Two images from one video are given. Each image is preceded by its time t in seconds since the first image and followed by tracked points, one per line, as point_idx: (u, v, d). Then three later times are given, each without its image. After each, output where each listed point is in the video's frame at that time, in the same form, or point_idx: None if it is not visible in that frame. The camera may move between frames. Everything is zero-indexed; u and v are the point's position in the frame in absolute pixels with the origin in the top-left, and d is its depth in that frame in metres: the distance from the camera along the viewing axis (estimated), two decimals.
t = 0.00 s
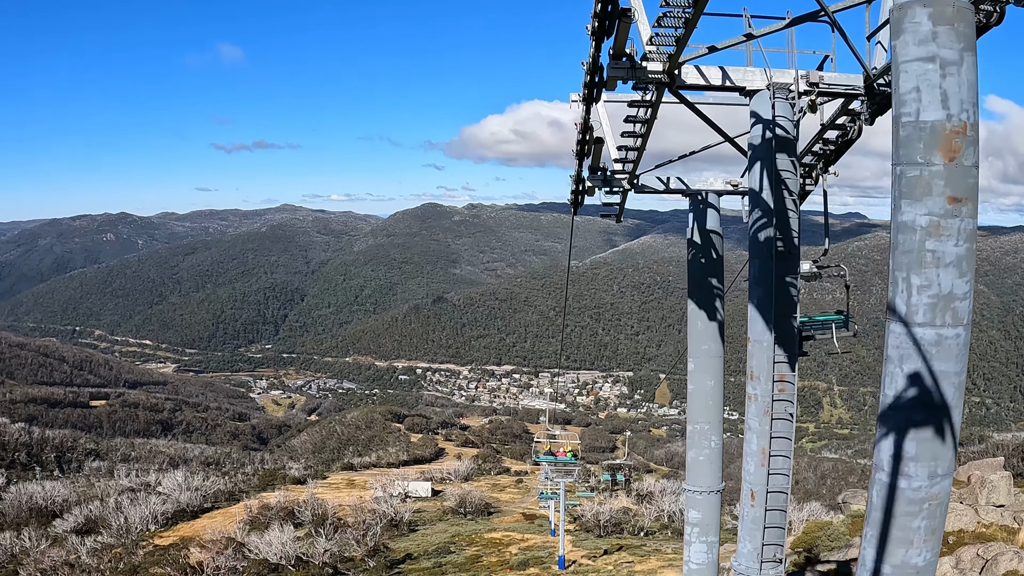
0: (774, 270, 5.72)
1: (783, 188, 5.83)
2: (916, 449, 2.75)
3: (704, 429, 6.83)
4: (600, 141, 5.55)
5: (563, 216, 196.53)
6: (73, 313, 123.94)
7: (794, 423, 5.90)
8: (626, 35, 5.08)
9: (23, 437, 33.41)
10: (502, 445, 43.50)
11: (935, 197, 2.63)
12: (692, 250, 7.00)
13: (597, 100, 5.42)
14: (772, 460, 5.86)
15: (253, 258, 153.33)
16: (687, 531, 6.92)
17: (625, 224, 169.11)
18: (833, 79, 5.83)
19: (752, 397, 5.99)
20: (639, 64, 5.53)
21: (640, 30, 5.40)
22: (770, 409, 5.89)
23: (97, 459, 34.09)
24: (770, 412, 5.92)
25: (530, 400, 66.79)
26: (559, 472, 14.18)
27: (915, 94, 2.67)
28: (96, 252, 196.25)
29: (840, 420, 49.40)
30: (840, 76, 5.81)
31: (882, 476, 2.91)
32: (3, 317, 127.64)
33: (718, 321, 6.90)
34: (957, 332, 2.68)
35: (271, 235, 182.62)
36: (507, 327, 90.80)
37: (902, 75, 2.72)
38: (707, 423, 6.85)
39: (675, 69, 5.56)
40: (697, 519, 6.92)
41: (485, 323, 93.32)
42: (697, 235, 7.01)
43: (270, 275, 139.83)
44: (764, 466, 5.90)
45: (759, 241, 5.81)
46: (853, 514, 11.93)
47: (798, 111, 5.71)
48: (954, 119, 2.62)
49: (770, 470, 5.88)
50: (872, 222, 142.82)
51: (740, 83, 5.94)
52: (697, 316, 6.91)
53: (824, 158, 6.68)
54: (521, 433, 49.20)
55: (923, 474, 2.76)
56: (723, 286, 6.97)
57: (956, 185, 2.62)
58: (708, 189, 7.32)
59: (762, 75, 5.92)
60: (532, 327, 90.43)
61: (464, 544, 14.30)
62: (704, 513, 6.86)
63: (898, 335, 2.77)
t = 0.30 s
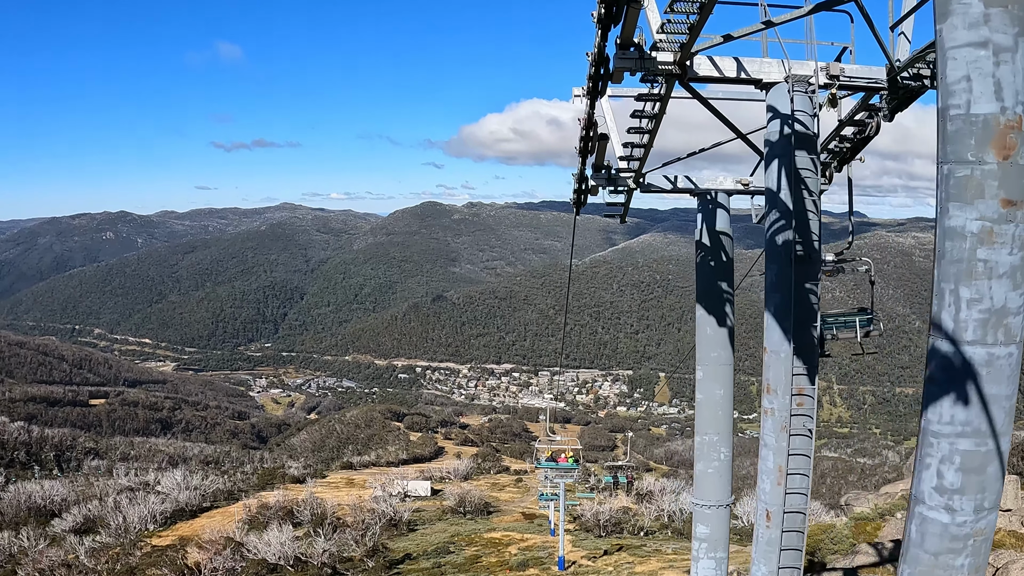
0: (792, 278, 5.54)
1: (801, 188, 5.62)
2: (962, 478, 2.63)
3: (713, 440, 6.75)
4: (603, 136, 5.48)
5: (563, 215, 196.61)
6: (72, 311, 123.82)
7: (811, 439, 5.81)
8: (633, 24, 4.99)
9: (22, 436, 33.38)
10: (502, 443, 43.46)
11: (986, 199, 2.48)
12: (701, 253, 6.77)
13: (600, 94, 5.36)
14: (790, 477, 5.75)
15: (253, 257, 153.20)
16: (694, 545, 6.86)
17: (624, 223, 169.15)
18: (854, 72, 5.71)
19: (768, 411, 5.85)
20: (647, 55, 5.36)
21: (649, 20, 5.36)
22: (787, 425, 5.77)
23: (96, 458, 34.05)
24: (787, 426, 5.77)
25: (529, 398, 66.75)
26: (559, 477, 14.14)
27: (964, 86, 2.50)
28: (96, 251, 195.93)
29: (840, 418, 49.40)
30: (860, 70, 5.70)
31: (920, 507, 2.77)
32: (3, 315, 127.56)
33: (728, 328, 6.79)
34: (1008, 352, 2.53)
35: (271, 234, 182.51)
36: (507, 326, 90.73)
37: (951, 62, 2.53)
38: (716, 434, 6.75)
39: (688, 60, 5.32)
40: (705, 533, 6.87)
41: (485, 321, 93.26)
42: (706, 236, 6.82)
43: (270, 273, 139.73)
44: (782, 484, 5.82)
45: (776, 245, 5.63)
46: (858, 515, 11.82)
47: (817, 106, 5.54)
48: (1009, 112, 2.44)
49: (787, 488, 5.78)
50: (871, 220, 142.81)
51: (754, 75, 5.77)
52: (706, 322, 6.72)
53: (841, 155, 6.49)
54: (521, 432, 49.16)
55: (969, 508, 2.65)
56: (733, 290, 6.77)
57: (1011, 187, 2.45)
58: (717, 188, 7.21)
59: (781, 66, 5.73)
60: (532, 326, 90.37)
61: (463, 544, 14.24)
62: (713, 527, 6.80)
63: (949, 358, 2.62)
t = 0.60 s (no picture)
0: (812, 281, 4.81)
1: (822, 188, 4.87)
2: (1012, 515, 2.64)
3: (722, 452, 6.37)
4: (605, 132, 5.39)
5: (562, 213, 196.75)
6: (71, 309, 123.83)
7: (832, 457, 4.96)
8: (641, 12, 4.81)
9: (21, 434, 33.34)
10: (501, 441, 43.50)
11: None
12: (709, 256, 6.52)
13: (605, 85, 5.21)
14: (806, 500, 4.95)
15: (252, 255, 153.14)
16: (701, 562, 6.41)
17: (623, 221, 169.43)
18: (879, 64, 5.15)
19: (784, 426, 5.03)
20: (656, 43, 4.94)
21: (656, 8, 5.00)
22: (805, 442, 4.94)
23: (95, 456, 34.06)
24: (804, 442, 4.97)
25: (529, 396, 66.84)
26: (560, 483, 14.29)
27: (1023, 74, 2.57)
28: (95, 248, 195.90)
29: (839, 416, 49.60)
30: (885, 61, 5.14)
31: (962, 546, 2.79)
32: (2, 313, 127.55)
33: (737, 335, 6.40)
34: None
35: (270, 231, 182.32)
36: (506, 324, 90.80)
37: (1005, 53, 2.64)
38: (725, 446, 6.38)
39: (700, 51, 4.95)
40: (713, 549, 6.41)
41: (484, 319, 93.36)
42: (714, 238, 6.53)
43: (269, 271, 139.73)
44: (797, 505, 4.97)
45: (795, 249, 4.94)
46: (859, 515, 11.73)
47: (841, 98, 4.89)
48: None
49: (802, 512, 4.96)
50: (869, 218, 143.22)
51: (772, 67, 5.18)
52: (714, 327, 6.42)
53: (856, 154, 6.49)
54: (519, 429, 49.23)
55: (1018, 546, 2.63)
56: (743, 295, 6.42)
57: None
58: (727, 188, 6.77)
59: (799, 58, 5.13)
60: (531, 324, 90.43)
61: (462, 544, 14.19)
62: (721, 543, 6.36)
63: (1000, 377, 2.62)
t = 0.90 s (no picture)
0: (833, 287, 4.58)
1: (843, 185, 4.62)
2: None
3: (730, 463, 6.23)
4: (609, 125, 5.30)
5: (561, 211, 196.48)
6: (70, 305, 123.66)
7: (851, 476, 4.73)
8: None
9: (19, 432, 33.27)
10: (500, 439, 43.46)
11: None
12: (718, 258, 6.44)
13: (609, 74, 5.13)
14: (823, 520, 4.73)
15: (251, 252, 152.88)
16: None
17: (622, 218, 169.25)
18: (900, 53, 5.09)
19: (800, 443, 4.80)
20: (664, 29, 4.86)
21: None
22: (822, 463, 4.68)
23: (93, 453, 33.97)
24: (822, 460, 4.72)
25: (528, 394, 66.76)
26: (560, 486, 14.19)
27: None
28: (94, 245, 195.57)
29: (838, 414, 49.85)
30: (906, 51, 5.08)
31: None
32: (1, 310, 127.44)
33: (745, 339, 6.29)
34: None
35: (269, 228, 181.98)
36: (505, 321, 90.71)
37: None
38: (732, 457, 6.27)
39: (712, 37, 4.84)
40: (719, 564, 6.24)
41: (483, 316, 93.22)
42: (721, 239, 6.52)
43: (268, 268, 139.47)
44: (814, 527, 4.75)
45: (814, 252, 4.68)
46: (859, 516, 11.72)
47: (862, 91, 4.79)
48: None
49: (819, 533, 4.75)
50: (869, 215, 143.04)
51: (788, 54, 5.13)
52: (721, 331, 6.32)
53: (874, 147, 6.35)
54: (519, 427, 49.18)
55: None
56: (752, 298, 6.36)
57: None
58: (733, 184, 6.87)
59: (817, 46, 5.10)
60: (530, 321, 90.30)
61: (461, 542, 14.16)
62: (727, 556, 6.22)
63: None
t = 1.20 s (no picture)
0: (855, 294, 4.10)
1: (866, 184, 4.12)
2: None
3: (738, 476, 5.76)
4: (611, 119, 5.20)
5: (560, 208, 196.62)
6: (70, 302, 123.57)
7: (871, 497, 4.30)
8: None
9: (18, 428, 33.27)
10: (499, 436, 43.51)
11: None
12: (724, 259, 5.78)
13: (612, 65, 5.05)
14: (841, 545, 4.28)
15: (250, 249, 152.77)
16: None
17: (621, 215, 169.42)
18: (927, 40, 4.50)
19: (817, 462, 4.36)
20: (673, 13, 4.25)
21: None
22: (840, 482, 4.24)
23: (93, 450, 33.98)
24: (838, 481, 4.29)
25: (527, 391, 66.88)
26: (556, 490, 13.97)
27: None
28: (93, 242, 195.37)
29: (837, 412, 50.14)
30: (934, 37, 4.49)
31: None
32: None
33: (754, 346, 5.75)
34: None
35: (268, 225, 181.80)
36: (504, 318, 90.87)
37: None
38: (741, 469, 5.77)
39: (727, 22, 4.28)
40: None
41: (482, 313, 93.32)
42: (730, 239, 5.79)
43: (268, 265, 139.39)
44: (831, 551, 4.31)
45: (834, 255, 4.22)
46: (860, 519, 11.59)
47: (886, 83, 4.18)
48: None
49: (837, 558, 4.30)
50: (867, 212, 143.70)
51: (807, 42, 4.48)
52: (728, 337, 5.72)
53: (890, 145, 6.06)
54: (518, 423, 49.29)
55: None
56: (762, 302, 5.75)
57: None
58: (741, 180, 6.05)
59: (835, 32, 4.45)
60: (529, 318, 90.36)
61: (459, 540, 14.11)
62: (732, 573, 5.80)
63: None
